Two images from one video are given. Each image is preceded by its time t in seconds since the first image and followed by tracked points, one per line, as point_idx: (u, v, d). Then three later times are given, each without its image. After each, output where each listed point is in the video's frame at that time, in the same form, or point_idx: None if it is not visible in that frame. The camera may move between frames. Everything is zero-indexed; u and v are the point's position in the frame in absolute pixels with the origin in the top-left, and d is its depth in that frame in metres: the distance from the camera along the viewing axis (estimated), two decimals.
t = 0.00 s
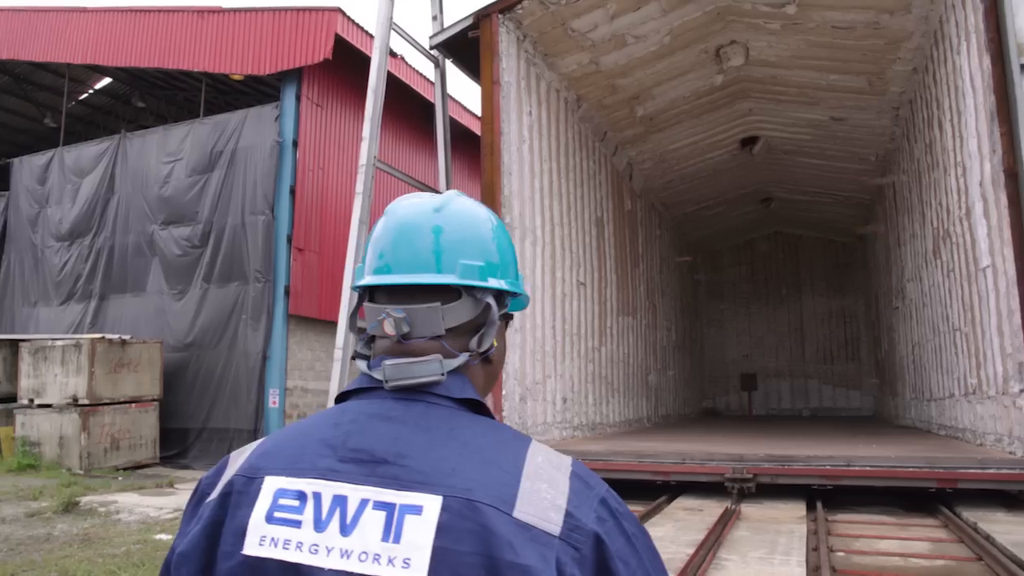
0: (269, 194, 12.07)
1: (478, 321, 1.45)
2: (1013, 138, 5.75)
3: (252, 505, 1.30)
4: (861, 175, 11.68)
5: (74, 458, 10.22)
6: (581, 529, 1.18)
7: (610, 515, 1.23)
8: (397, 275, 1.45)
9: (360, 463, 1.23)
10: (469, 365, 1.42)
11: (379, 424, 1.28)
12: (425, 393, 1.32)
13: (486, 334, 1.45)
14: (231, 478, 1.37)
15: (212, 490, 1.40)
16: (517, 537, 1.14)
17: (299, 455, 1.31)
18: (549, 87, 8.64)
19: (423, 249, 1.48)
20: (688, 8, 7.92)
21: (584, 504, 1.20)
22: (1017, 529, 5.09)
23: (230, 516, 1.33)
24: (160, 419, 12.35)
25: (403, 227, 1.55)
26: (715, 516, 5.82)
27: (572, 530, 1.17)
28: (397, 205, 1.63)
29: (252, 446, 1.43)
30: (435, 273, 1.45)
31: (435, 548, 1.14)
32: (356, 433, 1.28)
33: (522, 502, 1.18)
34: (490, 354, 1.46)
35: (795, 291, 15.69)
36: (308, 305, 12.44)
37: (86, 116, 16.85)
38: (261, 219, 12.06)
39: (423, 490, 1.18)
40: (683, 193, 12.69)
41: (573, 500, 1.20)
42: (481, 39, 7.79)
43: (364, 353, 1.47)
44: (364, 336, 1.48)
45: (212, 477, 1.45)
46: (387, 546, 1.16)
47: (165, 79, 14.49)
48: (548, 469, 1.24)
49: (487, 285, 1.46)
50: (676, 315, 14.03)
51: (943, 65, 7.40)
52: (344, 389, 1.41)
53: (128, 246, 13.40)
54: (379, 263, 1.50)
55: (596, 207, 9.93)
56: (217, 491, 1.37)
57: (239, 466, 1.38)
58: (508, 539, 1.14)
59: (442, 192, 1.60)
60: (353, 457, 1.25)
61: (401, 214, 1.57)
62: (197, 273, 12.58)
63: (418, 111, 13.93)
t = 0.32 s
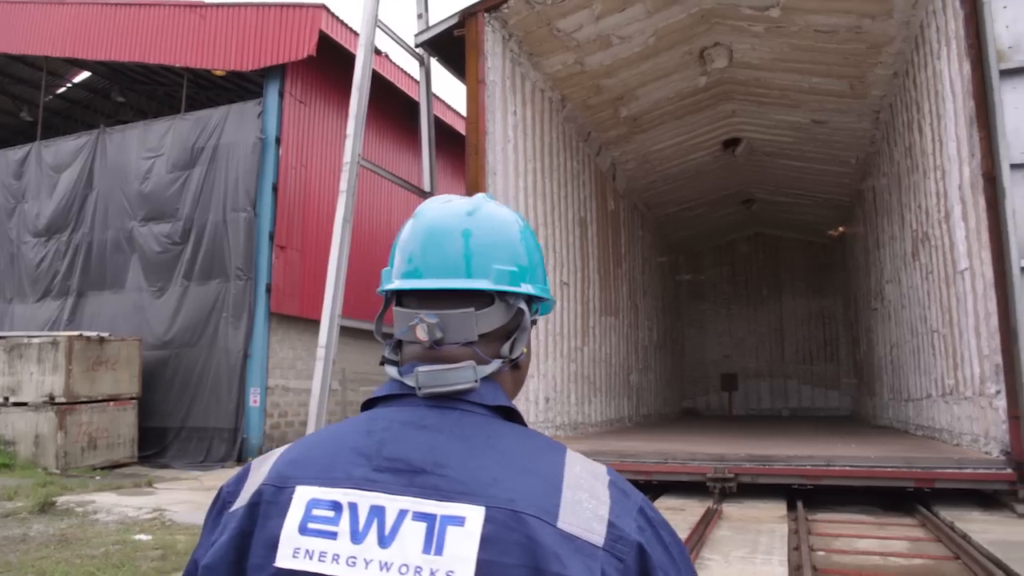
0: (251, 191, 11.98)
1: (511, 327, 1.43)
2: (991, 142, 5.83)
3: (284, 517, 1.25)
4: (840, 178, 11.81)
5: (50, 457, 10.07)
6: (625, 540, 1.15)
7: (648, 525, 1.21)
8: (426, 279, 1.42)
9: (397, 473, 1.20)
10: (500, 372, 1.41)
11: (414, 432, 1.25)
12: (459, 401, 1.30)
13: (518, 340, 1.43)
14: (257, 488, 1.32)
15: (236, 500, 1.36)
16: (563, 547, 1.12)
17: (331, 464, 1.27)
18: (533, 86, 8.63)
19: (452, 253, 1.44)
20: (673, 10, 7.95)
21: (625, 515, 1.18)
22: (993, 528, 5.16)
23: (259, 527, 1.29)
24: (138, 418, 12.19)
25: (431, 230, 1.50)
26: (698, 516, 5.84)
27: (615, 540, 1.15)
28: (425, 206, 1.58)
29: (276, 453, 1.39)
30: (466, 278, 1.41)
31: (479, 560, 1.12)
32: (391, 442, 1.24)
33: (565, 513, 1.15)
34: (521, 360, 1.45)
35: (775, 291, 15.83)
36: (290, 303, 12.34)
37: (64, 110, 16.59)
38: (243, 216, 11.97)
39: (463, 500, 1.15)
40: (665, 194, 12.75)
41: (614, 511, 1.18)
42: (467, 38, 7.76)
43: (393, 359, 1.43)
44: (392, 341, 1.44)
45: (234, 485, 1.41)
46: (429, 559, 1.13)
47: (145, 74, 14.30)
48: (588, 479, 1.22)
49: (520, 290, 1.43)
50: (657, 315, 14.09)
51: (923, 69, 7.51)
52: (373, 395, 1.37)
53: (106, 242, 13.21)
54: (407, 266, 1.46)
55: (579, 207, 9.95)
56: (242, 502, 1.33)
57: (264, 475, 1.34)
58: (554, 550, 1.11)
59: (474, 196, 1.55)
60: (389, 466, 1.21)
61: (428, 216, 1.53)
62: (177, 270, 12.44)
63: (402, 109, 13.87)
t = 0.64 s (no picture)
0: (209, 186, 11.77)
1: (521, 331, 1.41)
2: (943, 152, 6.00)
3: (289, 528, 1.20)
4: (795, 183, 12.06)
5: None
6: (646, 550, 1.13)
7: (664, 534, 1.20)
8: (433, 281, 1.37)
9: (412, 483, 1.16)
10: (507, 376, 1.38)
11: (427, 439, 1.20)
12: (471, 407, 1.26)
13: (527, 345, 1.41)
14: (256, 498, 1.26)
15: (234, 510, 1.30)
16: (585, 558, 1.09)
17: (340, 473, 1.22)
18: (498, 86, 8.61)
19: (461, 254, 1.39)
20: (637, 14, 8.03)
21: (644, 526, 1.15)
22: (940, 526, 5.30)
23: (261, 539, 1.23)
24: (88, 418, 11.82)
25: (437, 232, 1.45)
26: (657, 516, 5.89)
27: (636, 550, 1.12)
28: (431, 207, 1.53)
29: (276, 460, 1.33)
30: (476, 279, 1.36)
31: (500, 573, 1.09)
32: (403, 449, 1.20)
33: (587, 524, 1.12)
34: (529, 365, 1.42)
35: (731, 294, 16.09)
36: (247, 300, 12.10)
37: (11, 99, 16.01)
38: (200, 212, 11.76)
39: (483, 511, 1.12)
40: (626, 196, 12.86)
41: (633, 522, 1.16)
42: (432, 36, 7.72)
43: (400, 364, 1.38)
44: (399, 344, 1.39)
45: (230, 493, 1.35)
46: (447, 572, 1.09)
47: (98, 64, 13.88)
48: (607, 488, 1.19)
49: (531, 294, 1.40)
50: (617, 316, 14.21)
51: (878, 79, 7.70)
52: (379, 401, 1.32)
53: (56, 237, 12.79)
54: (414, 268, 1.41)
55: (541, 207, 9.96)
56: (240, 513, 1.27)
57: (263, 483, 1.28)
58: (578, 562, 1.08)
59: (483, 197, 1.51)
60: (403, 475, 1.17)
61: (435, 216, 1.48)
62: (130, 266, 12.12)
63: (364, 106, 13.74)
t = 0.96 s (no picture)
0: (170, 180, 11.55)
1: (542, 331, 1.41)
2: (903, 159, 6.14)
3: (311, 537, 1.17)
4: (758, 188, 12.24)
5: None
6: (679, 558, 1.13)
7: (691, 540, 1.20)
8: (452, 280, 1.37)
9: (439, 489, 1.14)
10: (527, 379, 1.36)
11: (453, 445, 1.18)
12: (495, 410, 1.24)
13: (548, 346, 1.41)
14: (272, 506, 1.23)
15: (247, 518, 1.26)
16: (621, 566, 1.09)
17: (361, 480, 1.18)
18: (467, 86, 8.58)
19: (480, 253, 1.39)
20: (607, 16, 8.08)
21: (676, 534, 1.15)
22: (899, 524, 5.42)
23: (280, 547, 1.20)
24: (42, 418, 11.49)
25: (454, 229, 1.45)
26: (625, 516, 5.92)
27: (668, 558, 1.12)
28: (448, 201, 1.53)
29: (290, 465, 1.30)
30: (496, 279, 1.36)
31: None
32: (427, 455, 1.17)
33: (621, 531, 1.12)
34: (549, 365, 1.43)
35: (695, 296, 16.27)
36: (209, 297, 11.87)
37: None
38: (161, 207, 11.54)
39: (516, 519, 1.11)
40: (592, 198, 12.92)
41: (664, 529, 1.16)
42: (401, 33, 7.66)
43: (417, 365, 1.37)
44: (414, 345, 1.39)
45: (239, 499, 1.31)
46: None
47: (55, 54, 13.50)
48: (639, 497, 1.19)
49: (552, 294, 1.40)
50: (582, 317, 14.27)
51: (841, 87, 7.86)
52: (397, 403, 1.30)
53: (9, 231, 12.41)
54: (431, 267, 1.41)
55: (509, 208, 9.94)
56: (255, 521, 1.23)
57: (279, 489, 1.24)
58: (614, 570, 1.08)
59: (504, 194, 1.50)
60: (429, 482, 1.15)
61: (453, 211, 1.48)
62: (88, 261, 11.81)
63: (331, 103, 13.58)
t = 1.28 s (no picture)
0: (150, 178, 11.39)
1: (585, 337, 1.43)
2: (884, 164, 6.22)
3: (362, 550, 1.14)
4: (739, 190, 12.34)
5: None
6: (733, 566, 1.13)
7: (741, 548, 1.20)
8: (497, 286, 1.37)
9: (493, 500, 1.13)
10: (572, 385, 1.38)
11: (503, 455, 1.18)
12: (543, 419, 1.26)
13: (591, 351, 1.43)
14: (317, 518, 1.19)
15: (290, 529, 1.21)
16: None
17: (413, 491, 1.16)
18: (451, 86, 8.55)
19: (524, 259, 1.39)
20: (591, 19, 8.11)
21: (729, 542, 1.15)
22: (879, 524, 5.49)
23: (328, 560, 1.16)
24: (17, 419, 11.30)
25: (496, 236, 1.46)
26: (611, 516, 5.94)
27: (724, 567, 1.12)
28: (489, 209, 1.53)
29: (333, 475, 1.26)
30: (540, 285, 1.36)
31: None
32: (480, 465, 1.16)
33: (678, 540, 1.11)
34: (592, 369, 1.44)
35: (675, 298, 16.35)
36: (190, 298, 11.73)
37: None
38: (141, 205, 11.39)
39: (573, 530, 1.10)
40: (574, 198, 12.95)
41: (717, 538, 1.15)
42: (386, 33, 7.63)
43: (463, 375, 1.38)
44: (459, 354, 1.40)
45: (279, 509, 1.27)
46: None
47: (32, 49, 13.27)
48: (689, 505, 1.19)
49: (596, 301, 1.41)
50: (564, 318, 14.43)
51: (822, 92, 7.95)
52: (441, 412, 1.31)
53: None
54: (474, 273, 1.41)
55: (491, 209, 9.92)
56: (300, 533, 1.19)
57: (325, 500, 1.21)
58: None
59: (545, 199, 1.50)
60: (483, 492, 1.14)
61: (494, 218, 1.49)
62: (64, 260, 11.62)
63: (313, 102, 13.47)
